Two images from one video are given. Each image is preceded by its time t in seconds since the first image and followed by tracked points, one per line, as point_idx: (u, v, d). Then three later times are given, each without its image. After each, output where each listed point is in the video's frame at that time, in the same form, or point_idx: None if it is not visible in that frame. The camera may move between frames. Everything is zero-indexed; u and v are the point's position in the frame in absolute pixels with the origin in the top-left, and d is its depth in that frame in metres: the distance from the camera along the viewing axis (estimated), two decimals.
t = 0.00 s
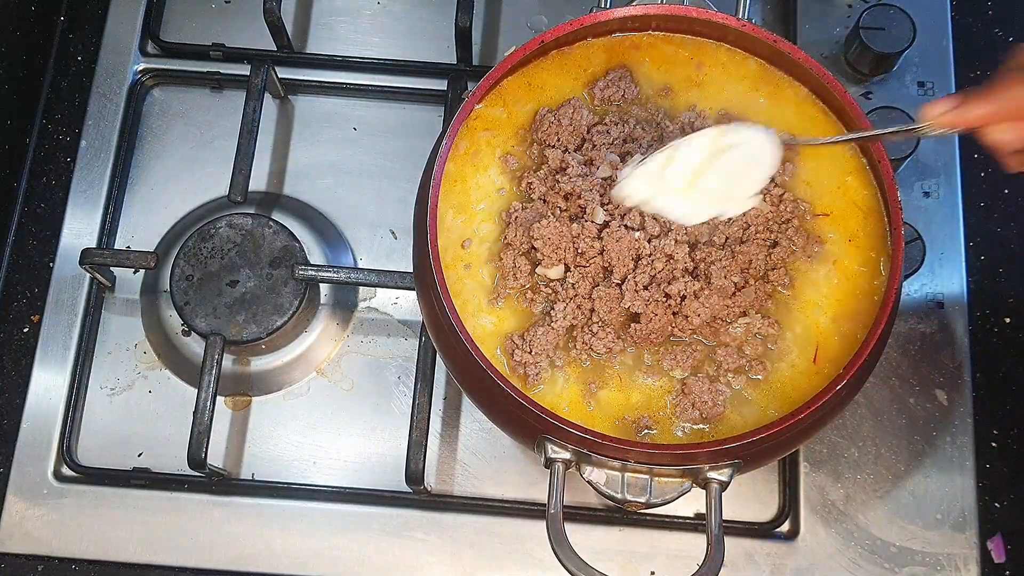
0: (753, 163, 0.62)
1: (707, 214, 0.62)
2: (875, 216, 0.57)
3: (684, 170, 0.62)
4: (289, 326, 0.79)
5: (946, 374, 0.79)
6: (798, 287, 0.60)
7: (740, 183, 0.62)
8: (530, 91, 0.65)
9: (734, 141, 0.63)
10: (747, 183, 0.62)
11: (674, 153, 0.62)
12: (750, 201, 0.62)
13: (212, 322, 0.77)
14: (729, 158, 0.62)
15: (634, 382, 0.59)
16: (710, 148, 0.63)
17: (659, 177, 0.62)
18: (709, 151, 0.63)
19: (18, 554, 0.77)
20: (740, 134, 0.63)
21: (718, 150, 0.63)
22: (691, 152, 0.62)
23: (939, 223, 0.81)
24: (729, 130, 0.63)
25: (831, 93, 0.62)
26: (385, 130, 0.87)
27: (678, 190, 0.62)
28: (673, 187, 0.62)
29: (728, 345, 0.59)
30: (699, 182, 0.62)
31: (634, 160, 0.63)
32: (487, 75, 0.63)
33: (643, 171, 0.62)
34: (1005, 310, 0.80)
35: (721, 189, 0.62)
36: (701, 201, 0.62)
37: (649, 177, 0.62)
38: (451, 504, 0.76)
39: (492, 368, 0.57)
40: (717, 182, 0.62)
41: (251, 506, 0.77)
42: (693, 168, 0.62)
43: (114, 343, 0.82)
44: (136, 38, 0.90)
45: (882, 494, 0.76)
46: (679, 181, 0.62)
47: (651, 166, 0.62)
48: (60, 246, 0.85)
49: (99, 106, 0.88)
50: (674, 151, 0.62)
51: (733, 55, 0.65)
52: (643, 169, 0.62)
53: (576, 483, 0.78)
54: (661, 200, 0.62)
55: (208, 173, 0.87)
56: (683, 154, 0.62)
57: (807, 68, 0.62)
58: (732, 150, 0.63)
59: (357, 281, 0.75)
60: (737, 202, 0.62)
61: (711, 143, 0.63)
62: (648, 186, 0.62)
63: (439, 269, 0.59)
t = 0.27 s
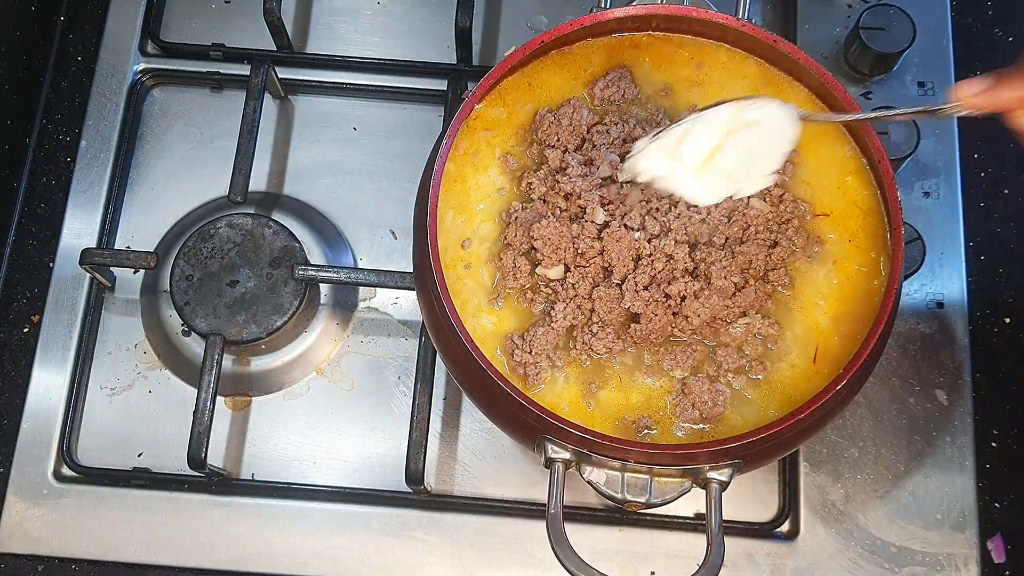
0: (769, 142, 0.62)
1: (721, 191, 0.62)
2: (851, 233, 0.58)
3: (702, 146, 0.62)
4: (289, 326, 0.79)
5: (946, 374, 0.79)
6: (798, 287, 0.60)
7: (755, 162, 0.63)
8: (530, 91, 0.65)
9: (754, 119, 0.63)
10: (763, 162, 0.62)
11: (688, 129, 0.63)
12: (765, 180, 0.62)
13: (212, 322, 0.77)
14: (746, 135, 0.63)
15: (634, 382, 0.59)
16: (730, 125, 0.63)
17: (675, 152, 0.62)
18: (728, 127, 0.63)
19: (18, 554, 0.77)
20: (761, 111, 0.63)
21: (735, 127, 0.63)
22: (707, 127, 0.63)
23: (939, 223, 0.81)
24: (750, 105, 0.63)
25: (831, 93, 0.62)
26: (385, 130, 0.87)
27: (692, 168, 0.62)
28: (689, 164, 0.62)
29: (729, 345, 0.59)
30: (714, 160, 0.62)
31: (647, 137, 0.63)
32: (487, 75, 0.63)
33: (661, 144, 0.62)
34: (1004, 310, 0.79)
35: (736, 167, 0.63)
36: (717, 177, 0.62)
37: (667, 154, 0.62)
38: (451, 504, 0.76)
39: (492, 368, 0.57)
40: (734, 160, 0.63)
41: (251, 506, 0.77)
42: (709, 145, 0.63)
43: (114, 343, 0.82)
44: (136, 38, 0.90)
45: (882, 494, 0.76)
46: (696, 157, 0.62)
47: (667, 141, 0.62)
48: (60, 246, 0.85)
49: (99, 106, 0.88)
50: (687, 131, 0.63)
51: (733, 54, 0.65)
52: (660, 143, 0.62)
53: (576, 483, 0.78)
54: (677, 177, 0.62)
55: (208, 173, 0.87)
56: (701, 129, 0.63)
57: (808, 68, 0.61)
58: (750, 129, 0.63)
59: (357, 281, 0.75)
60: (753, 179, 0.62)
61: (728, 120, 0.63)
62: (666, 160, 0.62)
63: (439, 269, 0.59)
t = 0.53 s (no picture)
0: (786, 118, 0.62)
1: (737, 168, 0.63)
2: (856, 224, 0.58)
3: (717, 124, 0.63)
4: (289, 326, 0.79)
5: (946, 374, 0.79)
6: (798, 287, 0.60)
7: (771, 138, 0.63)
8: (530, 92, 0.65)
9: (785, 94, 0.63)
10: (781, 139, 0.62)
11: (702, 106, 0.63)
12: (783, 158, 0.62)
13: (212, 322, 0.77)
14: (768, 112, 0.63)
15: (635, 382, 0.59)
16: (753, 99, 0.63)
17: (691, 128, 0.63)
18: (746, 107, 0.63)
19: (18, 554, 0.77)
20: (784, 87, 0.63)
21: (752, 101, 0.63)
22: (723, 104, 0.63)
23: (939, 223, 0.81)
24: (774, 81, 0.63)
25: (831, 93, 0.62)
26: (385, 130, 0.87)
27: (710, 146, 0.63)
28: (702, 140, 0.63)
29: (729, 345, 0.60)
30: (730, 138, 0.63)
31: (659, 115, 0.63)
32: (487, 75, 0.63)
33: (673, 120, 0.63)
34: (1004, 310, 0.79)
35: (754, 146, 0.63)
36: (730, 153, 0.63)
37: (681, 129, 0.63)
38: (451, 504, 0.76)
39: (493, 368, 0.57)
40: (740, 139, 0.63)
41: (251, 506, 0.77)
42: (723, 121, 0.63)
43: (114, 343, 0.82)
44: (136, 38, 0.90)
45: (882, 494, 0.76)
46: (710, 135, 0.63)
47: (684, 116, 0.63)
48: (60, 246, 0.85)
49: (99, 106, 0.88)
50: (706, 105, 0.63)
51: (733, 54, 0.65)
52: (674, 118, 0.63)
53: (576, 483, 0.78)
54: (691, 155, 0.63)
55: (208, 173, 0.87)
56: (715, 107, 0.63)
57: (808, 69, 0.61)
58: (762, 106, 0.63)
59: (357, 281, 0.75)
60: (770, 159, 0.62)
61: (750, 96, 0.63)
62: (679, 136, 0.63)
63: (439, 269, 0.59)
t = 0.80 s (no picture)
0: (727, 171, 0.60)
1: (684, 224, 0.60)
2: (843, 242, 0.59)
3: (661, 181, 0.59)
4: (289, 326, 0.79)
5: (946, 374, 0.79)
6: (799, 287, 0.60)
7: (714, 190, 0.60)
8: (531, 92, 0.65)
9: (723, 146, 0.60)
10: (722, 190, 0.61)
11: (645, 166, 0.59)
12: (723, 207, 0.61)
13: (212, 323, 0.77)
14: (707, 167, 0.60)
15: (635, 382, 0.59)
16: (693, 153, 0.60)
17: (639, 190, 0.59)
18: (685, 162, 0.60)
19: (18, 554, 0.77)
20: (718, 140, 0.60)
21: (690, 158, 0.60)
22: (667, 161, 0.60)
23: (939, 223, 0.81)
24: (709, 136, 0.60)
25: (831, 92, 0.62)
26: (385, 130, 0.87)
27: (658, 203, 0.60)
28: (650, 200, 0.60)
29: (729, 345, 0.60)
30: (675, 195, 0.60)
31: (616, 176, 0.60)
32: (487, 75, 0.63)
33: (623, 181, 0.60)
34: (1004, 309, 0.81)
35: (699, 198, 0.60)
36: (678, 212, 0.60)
37: (627, 190, 0.60)
38: (451, 504, 0.76)
39: (492, 368, 0.57)
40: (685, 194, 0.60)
41: (251, 506, 0.77)
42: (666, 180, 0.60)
43: (114, 343, 0.82)
44: (136, 38, 0.90)
45: (882, 494, 0.76)
46: (656, 194, 0.60)
47: (628, 177, 0.60)
48: (60, 246, 0.85)
49: (98, 106, 0.88)
50: (648, 164, 0.59)
51: (733, 54, 0.65)
52: (623, 180, 0.60)
53: (576, 483, 0.78)
54: (640, 216, 0.60)
55: (208, 173, 0.87)
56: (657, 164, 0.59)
57: (808, 68, 0.62)
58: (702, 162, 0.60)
59: (357, 281, 0.75)
60: (712, 210, 0.61)
61: (690, 150, 0.60)
62: (629, 196, 0.60)
63: (439, 269, 0.59)
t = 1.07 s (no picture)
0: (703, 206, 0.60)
1: (677, 264, 0.60)
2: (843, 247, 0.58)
3: (645, 229, 0.59)
4: (289, 326, 0.79)
5: (946, 374, 0.79)
6: (799, 287, 0.60)
7: (696, 225, 0.60)
8: (531, 92, 0.65)
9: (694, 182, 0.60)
10: (704, 223, 0.60)
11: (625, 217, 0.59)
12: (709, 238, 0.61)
13: (212, 323, 0.77)
14: (685, 207, 0.60)
15: (635, 382, 0.59)
16: (667, 195, 0.60)
17: (627, 242, 0.59)
18: (662, 207, 0.60)
19: (18, 554, 0.77)
20: (686, 175, 0.60)
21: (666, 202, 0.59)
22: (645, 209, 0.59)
23: (939, 223, 0.81)
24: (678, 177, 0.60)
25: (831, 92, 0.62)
26: (385, 130, 0.87)
27: (648, 251, 0.59)
28: (640, 248, 0.59)
29: (729, 345, 0.60)
30: (660, 238, 0.59)
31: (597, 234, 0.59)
32: (487, 75, 0.63)
33: (611, 236, 0.59)
34: (1004, 309, 0.80)
35: (684, 237, 0.60)
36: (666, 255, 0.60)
37: (614, 245, 0.59)
38: (451, 504, 0.76)
39: (492, 368, 0.57)
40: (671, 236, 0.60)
41: (251, 506, 0.77)
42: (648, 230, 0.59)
43: (114, 343, 0.82)
44: (136, 38, 0.90)
45: (882, 494, 0.77)
46: (642, 242, 0.59)
47: (613, 233, 0.59)
48: (60, 245, 0.85)
49: (98, 106, 0.88)
50: (628, 216, 0.59)
51: (733, 54, 0.65)
52: (610, 234, 0.59)
53: (576, 483, 0.78)
54: (634, 266, 0.59)
55: (208, 173, 0.87)
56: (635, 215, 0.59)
57: (808, 69, 0.61)
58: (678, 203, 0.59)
59: (357, 281, 0.75)
60: (699, 244, 0.61)
61: (663, 194, 0.60)
62: (619, 247, 0.59)
63: (439, 269, 0.59)
